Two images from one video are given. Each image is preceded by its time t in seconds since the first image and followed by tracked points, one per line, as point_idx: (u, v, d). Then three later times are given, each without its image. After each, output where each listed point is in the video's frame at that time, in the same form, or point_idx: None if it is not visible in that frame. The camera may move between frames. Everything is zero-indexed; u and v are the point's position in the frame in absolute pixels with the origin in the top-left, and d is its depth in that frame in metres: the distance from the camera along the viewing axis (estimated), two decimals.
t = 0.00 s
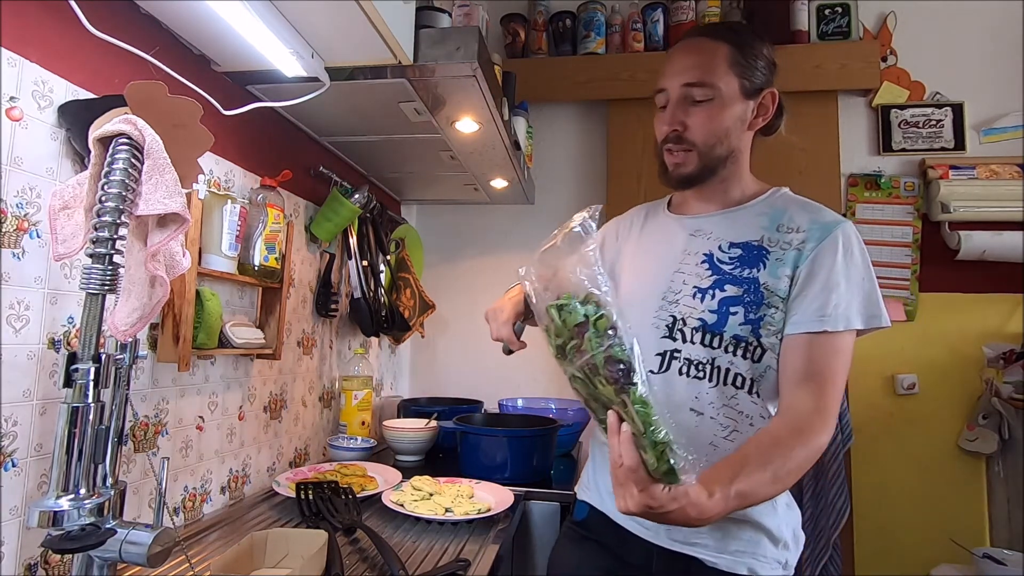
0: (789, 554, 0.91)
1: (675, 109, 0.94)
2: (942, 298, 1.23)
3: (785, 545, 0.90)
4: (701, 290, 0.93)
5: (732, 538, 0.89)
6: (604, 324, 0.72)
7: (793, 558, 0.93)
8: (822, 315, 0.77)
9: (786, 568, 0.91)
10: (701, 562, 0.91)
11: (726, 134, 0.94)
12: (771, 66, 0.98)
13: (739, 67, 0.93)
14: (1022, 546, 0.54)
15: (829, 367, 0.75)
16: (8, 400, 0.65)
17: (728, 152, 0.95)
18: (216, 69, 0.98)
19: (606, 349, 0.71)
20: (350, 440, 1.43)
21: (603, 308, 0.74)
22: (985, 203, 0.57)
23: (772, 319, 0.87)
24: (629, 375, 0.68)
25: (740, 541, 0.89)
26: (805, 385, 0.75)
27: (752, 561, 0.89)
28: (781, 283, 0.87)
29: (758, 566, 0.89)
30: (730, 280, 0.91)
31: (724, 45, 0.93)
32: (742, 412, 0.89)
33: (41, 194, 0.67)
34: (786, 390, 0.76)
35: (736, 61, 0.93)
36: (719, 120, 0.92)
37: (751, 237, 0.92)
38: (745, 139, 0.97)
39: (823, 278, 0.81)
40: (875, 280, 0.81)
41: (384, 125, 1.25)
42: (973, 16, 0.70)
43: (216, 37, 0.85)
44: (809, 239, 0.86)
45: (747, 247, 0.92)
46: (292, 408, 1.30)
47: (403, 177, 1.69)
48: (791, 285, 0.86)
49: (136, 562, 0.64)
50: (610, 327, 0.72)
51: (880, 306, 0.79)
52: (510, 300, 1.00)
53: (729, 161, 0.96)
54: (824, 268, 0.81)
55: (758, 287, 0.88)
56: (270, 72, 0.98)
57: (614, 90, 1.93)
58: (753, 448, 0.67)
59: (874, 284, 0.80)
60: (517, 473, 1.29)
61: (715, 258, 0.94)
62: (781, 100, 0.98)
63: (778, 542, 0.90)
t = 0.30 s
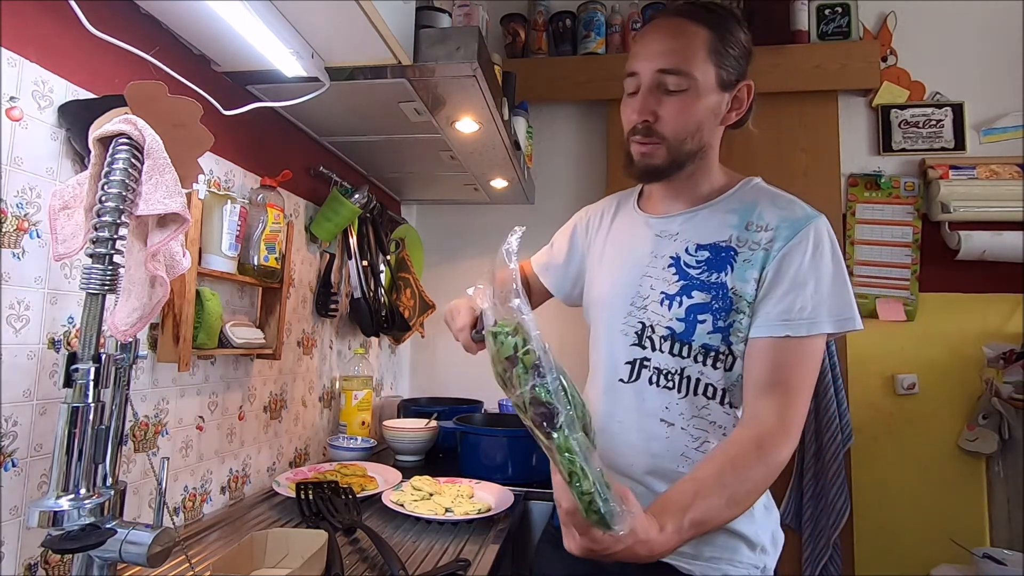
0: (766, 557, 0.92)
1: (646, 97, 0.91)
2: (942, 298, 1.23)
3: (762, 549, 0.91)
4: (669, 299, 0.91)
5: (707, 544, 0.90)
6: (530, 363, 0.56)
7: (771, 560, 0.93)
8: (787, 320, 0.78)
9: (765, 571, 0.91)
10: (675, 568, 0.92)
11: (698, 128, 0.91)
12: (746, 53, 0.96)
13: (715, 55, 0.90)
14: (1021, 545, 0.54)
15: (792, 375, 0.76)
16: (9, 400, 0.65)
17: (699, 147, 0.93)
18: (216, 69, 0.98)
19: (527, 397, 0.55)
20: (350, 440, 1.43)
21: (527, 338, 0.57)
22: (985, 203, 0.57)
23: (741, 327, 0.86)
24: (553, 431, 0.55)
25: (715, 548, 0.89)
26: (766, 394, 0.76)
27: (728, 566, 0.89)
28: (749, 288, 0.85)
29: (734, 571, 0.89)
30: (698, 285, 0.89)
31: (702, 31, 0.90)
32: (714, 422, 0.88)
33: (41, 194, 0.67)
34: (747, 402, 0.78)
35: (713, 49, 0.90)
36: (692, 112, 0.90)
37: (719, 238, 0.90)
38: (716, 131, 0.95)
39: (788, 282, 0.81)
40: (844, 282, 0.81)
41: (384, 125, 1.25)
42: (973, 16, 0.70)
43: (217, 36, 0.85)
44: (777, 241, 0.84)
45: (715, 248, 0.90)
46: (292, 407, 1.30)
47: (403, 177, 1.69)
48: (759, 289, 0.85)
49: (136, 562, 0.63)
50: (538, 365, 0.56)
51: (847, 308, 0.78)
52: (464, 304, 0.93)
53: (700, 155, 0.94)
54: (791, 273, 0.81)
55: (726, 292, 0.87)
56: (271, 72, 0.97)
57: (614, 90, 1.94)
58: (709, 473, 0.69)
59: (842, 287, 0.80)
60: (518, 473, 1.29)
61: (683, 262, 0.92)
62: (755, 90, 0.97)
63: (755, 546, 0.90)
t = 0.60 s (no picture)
0: (757, 561, 0.92)
1: (638, 95, 0.90)
2: (942, 298, 1.23)
3: (752, 553, 0.90)
4: (660, 301, 0.92)
5: (697, 549, 0.90)
6: (499, 352, 0.56)
7: (762, 563, 0.93)
8: (776, 323, 0.77)
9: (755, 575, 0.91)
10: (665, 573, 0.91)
11: (693, 126, 0.91)
12: (742, 45, 0.95)
13: (710, 52, 0.90)
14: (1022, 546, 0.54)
15: (780, 381, 0.75)
16: (8, 400, 0.65)
17: (693, 146, 0.93)
18: (216, 69, 0.97)
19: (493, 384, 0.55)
20: (350, 440, 1.43)
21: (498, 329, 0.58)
22: (985, 203, 0.57)
23: (733, 331, 0.85)
24: (517, 420, 0.53)
25: (704, 552, 0.89)
26: (756, 398, 0.74)
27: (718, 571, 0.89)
28: (740, 291, 0.85)
29: None
30: (690, 288, 0.89)
31: (700, 30, 0.90)
32: (704, 428, 0.87)
33: (41, 194, 0.67)
34: (734, 406, 0.76)
35: (708, 43, 0.90)
36: (686, 109, 0.89)
37: (712, 240, 0.90)
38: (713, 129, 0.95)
39: (780, 286, 0.80)
40: (838, 287, 0.79)
41: (384, 125, 1.25)
42: (972, 15, 0.70)
43: (216, 35, 0.83)
44: (771, 243, 0.84)
45: (707, 249, 0.90)
46: (292, 407, 1.30)
47: (403, 177, 1.69)
48: (751, 292, 0.84)
49: (136, 562, 0.63)
50: (506, 356, 0.56)
51: (841, 314, 0.77)
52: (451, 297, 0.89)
53: (694, 153, 0.93)
54: (784, 277, 0.80)
55: (718, 295, 0.87)
56: (270, 71, 0.95)
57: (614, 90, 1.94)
58: (688, 476, 0.66)
59: (837, 293, 0.78)
60: (517, 473, 1.29)
61: (675, 263, 0.92)
62: (752, 84, 0.97)
63: (746, 551, 0.90)
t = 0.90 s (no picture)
0: (756, 562, 0.92)
1: (635, 94, 0.90)
2: (943, 298, 1.23)
3: (751, 554, 0.90)
4: (658, 301, 0.92)
5: (695, 551, 0.89)
6: (468, 351, 0.57)
7: (761, 564, 0.93)
8: (774, 324, 0.77)
9: None
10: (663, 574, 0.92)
11: (691, 126, 0.91)
12: (743, 42, 0.95)
13: (710, 50, 0.90)
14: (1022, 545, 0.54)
15: (778, 381, 0.75)
16: (8, 400, 0.65)
17: (692, 145, 0.93)
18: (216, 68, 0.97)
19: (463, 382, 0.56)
20: (350, 440, 1.44)
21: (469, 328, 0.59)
22: (985, 203, 0.57)
23: (732, 331, 0.85)
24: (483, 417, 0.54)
25: (702, 553, 0.89)
26: (755, 398, 0.74)
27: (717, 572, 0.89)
28: (740, 291, 0.85)
29: None
30: (689, 287, 0.89)
31: (700, 29, 0.90)
32: (702, 430, 0.87)
33: (41, 194, 0.68)
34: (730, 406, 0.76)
35: (707, 41, 0.90)
36: (684, 109, 0.89)
37: (713, 239, 0.90)
38: (712, 128, 0.95)
39: (779, 286, 0.80)
40: (837, 289, 0.79)
41: (383, 125, 1.25)
42: (972, 15, 0.70)
43: (216, 36, 0.83)
44: (772, 243, 0.84)
45: (708, 249, 0.90)
46: (292, 408, 1.30)
47: (403, 177, 1.69)
48: (750, 291, 0.84)
49: (136, 563, 0.63)
50: (474, 354, 0.57)
51: (841, 316, 0.77)
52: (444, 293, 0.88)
53: (693, 152, 0.93)
54: (784, 277, 0.80)
55: (718, 295, 0.87)
56: (269, 71, 0.93)
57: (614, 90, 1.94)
58: (678, 476, 0.66)
59: (838, 293, 0.78)
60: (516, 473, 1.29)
61: (674, 263, 0.92)
62: (753, 80, 0.96)
63: (745, 553, 0.90)
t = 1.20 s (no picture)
0: (754, 562, 0.92)
1: (631, 93, 0.90)
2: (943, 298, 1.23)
3: (748, 555, 0.90)
4: (656, 301, 0.92)
5: (692, 551, 0.89)
6: (456, 355, 0.59)
7: (759, 564, 0.93)
8: (771, 323, 0.77)
9: None
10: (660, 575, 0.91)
11: (688, 125, 0.91)
12: (740, 41, 0.95)
13: (707, 50, 0.90)
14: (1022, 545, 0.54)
15: (774, 381, 0.75)
16: (8, 400, 0.65)
17: (689, 145, 0.93)
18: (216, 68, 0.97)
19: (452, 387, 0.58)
20: (350, 440, 1.44)
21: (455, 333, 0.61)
22: (986, 203, 0.57)
23: (730, 330, 0.85)
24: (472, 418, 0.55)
25: (699, 554, 0.89)
26: (749, 396, 0.74)
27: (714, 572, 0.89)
28: (738, 291, 0.85)
29: None
30: (687, 287, 0.89)
31: (698, 30, 0.90)
32: (700, 430, 0.87)
33: (41, 194, 0.68)
34: (726, 405, 0.76)
35: (704, 40, 0.90)
36: (681, 109, 0.89)
37: (711, 238, 0.90)
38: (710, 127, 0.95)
39: (776, 285, 0.80)
40: (834, 289, 0.79)
41: (383, 125, 1.25)
42: (972, 15, 0.70)
43: (216, 36, 0.83)
44: (770, 242, 0.84)
45: (705, 248, 0.90)
46: (292, 408, 1.30)
47: (403, 177, 1.69)
48: (748, 290, 0.84)
49: (136, 562, 0.63)
50: (462, 357, 0.58)
51: (837, 316, 0.77)
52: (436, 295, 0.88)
53: (689, 152, 0.93)
54: (781, 277, 0.80)
55: (716, 295, 0.87)
56: (270, 71, 0.94)
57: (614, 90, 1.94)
58: (672, 474, 0.66)
59: (835, 293, 0.78)
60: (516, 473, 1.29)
61: (672, 262, 0.92)
62: (751, 79, 0.96)
63: (743, 553, 0.90)
